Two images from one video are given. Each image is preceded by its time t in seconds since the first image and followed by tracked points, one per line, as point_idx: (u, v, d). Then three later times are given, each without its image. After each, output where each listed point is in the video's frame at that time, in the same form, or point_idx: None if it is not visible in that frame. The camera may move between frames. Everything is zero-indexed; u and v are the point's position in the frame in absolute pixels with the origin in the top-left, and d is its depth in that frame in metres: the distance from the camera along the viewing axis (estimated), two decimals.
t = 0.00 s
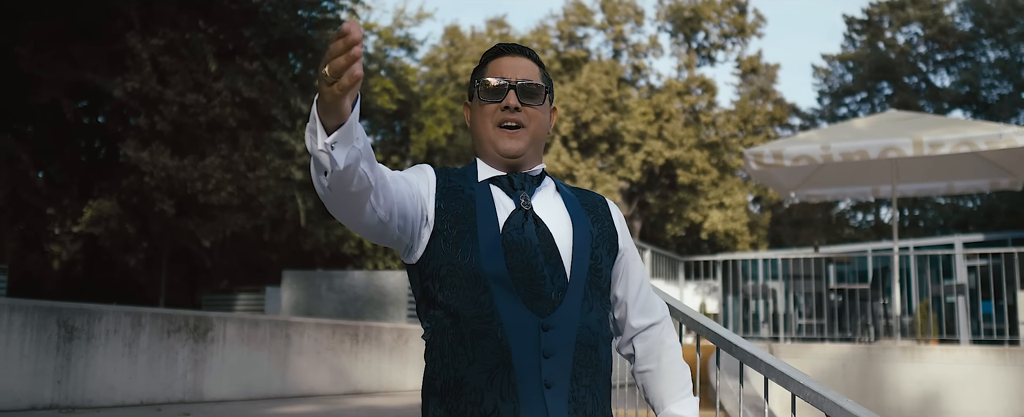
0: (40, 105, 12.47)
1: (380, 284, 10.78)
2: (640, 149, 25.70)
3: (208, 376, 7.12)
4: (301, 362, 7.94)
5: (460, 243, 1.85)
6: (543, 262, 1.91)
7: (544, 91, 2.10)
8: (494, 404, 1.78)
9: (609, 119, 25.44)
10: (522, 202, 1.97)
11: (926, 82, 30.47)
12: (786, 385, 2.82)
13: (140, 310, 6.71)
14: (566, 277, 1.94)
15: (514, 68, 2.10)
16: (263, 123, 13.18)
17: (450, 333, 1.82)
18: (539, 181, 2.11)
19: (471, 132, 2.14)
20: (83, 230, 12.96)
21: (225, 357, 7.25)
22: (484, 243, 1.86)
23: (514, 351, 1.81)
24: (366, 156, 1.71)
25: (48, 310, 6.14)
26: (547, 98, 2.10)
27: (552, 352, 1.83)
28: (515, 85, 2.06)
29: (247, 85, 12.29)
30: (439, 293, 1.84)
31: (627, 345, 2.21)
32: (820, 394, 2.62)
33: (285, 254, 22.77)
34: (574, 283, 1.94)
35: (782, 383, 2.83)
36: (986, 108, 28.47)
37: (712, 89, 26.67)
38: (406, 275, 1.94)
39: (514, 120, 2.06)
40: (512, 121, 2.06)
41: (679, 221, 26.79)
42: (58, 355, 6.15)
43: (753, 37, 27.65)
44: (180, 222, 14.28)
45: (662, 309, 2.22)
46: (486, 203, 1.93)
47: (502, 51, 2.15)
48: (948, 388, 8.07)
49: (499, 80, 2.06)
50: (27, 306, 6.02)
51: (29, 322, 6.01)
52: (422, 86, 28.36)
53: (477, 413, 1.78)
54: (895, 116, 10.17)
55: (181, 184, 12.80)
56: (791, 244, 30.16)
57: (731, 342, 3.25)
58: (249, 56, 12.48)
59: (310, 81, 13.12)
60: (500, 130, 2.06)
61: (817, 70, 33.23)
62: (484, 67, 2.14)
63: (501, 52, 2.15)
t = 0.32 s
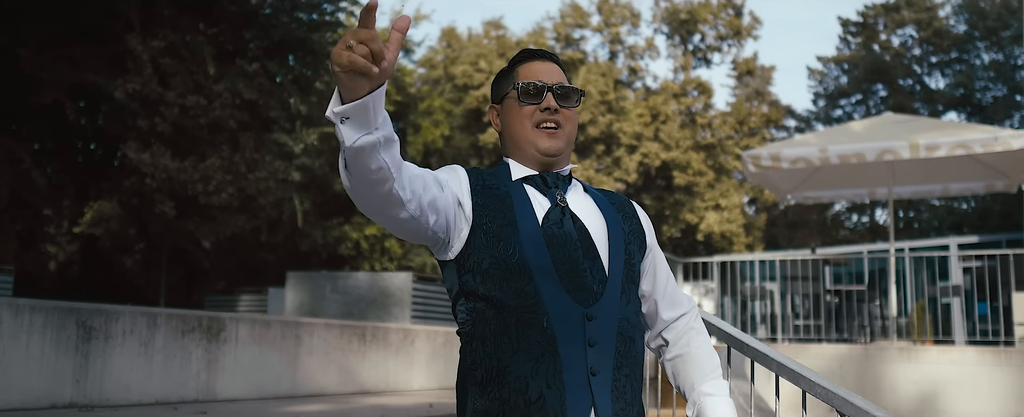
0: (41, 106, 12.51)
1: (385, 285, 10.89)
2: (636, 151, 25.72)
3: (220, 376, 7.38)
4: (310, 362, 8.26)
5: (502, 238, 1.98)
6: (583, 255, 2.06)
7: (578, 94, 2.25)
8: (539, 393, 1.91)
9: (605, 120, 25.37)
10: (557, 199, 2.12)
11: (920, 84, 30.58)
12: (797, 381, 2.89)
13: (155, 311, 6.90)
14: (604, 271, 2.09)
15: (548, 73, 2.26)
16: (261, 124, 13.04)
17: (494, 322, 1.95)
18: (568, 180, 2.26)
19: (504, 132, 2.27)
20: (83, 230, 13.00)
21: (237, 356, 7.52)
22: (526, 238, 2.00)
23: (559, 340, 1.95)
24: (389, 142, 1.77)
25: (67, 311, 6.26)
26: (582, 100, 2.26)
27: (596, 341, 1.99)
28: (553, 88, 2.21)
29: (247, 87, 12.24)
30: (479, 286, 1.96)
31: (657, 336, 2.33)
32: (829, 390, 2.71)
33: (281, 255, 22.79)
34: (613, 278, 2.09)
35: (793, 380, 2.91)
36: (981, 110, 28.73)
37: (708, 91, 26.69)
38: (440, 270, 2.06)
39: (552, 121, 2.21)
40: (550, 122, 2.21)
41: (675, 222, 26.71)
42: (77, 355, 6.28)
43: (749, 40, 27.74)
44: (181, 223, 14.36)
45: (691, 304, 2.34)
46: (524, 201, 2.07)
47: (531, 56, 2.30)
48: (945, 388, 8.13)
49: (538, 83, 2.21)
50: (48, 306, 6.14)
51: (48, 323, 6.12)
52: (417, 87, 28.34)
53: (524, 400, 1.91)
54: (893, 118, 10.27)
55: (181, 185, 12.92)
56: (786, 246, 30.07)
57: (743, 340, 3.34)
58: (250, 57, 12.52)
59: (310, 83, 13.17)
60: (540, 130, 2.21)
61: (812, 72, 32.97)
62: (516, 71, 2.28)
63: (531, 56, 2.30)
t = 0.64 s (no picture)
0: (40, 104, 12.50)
1: (387, 283, 10.92)
2: (632, 149, 25.75)
3: (231, 374, 7.32)
4: (318, 360, 8.22)
5: (492, 237, 1.86)
6: (578, 255, 1.93)
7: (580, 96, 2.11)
8: (537, 396, 1.78)
9: (602, 119, 25.39)
10: (551, 199, 1.99)
11: (915, 83, 30.70)
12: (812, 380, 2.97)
13: (167, 309, 6.82)
14: (600, 271, 1.97)
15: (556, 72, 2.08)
16: (262, 123, 13.06)
17: (488, 323, 1.81)
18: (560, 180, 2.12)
19: (507, 131, 2.06)
20: (83, 228, 13.14)
21: (247, 355, 7.47)
22: (517, 235, 1.87)
23: (557, 342, 1.82)
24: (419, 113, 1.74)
25: (82, 309, 6.18)
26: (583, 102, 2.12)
27: (595, 343, 1.86)
28: (566, 90, 2.04)
29: (247, 86, 12.27)
30: (469, 286, 1.83)
31: (647, 336, 2.21)
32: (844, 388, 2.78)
33: (277, 253, 22.80)
34: (608, 277, 1.97)
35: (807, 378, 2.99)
36: (975, 109, 28.87)
37: (705, 89, 26.74)
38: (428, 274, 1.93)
39: (565, 123, 2.05)
40: (562, 124, 2.04)
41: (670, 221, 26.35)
42: (92, 353, 6.22)
43: (745, 38, 27.84)
44: (181, 221, 14.39)
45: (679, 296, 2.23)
46: (513, 199, 1.94)
47: (530, 52, 2.10)
48: (943, 385, 8.19)
49: (556, 83, 2.03)
50: (63, 305, 6.04)
51: (64, 321, 6.04)
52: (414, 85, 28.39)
53: (521, 403, 1.78)
54: (890, 118, 10.32)
55: (181, 183, 12.97)
56: (781, 244, 29.99)
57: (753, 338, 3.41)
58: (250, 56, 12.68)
59: (308, 81, 13.22)
60: (554, 132, 2.04)
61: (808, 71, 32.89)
62: (519, 68, 2.05)
63: (530, 52, 2.10)
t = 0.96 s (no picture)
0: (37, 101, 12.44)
1: (387, 280, 10.78)
2: (629, 146, 25.82)
3: (237, 374, 7.28)
4: (323, 360, 8.17)
5: (487, 222, 1.47)
6: (571, 252, 1.59)
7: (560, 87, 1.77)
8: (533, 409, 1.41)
9: (599, 116, 25.43)
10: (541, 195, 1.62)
11: (911, 81, 30.65)
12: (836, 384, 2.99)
13: (173, 309, 6.79)
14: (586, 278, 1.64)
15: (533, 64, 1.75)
16: (260, 120, 13.02)
17: (482, 323, 1.42)
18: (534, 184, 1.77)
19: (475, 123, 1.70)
20: (81, 226, 13.32)
21: (253, 354, 7.44)
22: (517, 221, 1.49)
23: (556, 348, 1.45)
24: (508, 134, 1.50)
25: (89, 310, 6.16)
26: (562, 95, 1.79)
27: (588, 353, 1.53)
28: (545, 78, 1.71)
29: (245, 82, 12.18)
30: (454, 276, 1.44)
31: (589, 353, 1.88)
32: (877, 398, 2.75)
33: (273, 250, 22.73)
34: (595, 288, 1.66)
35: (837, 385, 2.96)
36: (971, 107, 28.92)
37: (701, 87, 26.68)
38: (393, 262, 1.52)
39: (539, 117, 1.70)
40: (535, 117, 1.70)
41: (667, 218, 26.82)
42: (98, 353, 6.18)
43: (742, 36, 27.84)
44: (179, 219, 14.39)
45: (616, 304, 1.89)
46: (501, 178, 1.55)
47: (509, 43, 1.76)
48: (945, 384, 8.16)
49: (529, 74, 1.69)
50: (70, 305, 6.02)
51: (70, 322, 6.02)
52: (411, 83, 28.32)
53: None
54: (889, 116, 10.33)
55: (179, 180, 13.06)
56: (778, 242, 30.02)
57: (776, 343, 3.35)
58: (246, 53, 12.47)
59: (306, 78, 12.96)
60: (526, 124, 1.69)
61: (804, 69, 33.32)
62: (494, 57, 1.72)
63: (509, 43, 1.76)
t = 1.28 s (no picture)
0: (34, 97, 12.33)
1: (392, 281, 10.72)
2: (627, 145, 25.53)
3: (243, 375, 7.22)
4: (329, 360, 8.10)
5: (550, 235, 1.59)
6: (616, 267, 1.74)
7: (571, 81, 1.86)
8: (594, 411, 1.54)
9: (596, 114, 25.08)
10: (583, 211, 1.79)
11: (908, 79, 30.63)
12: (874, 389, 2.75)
13: (178, 309, 6.72)
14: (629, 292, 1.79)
15: (543, 50, 1.83)
16: (258, 117, 12.95)
17: (547, 323, 1.52)
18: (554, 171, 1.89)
19: (489, 113, 1.80)
20: (79, 224, 13.26)
21: (259, 355, 7.37)
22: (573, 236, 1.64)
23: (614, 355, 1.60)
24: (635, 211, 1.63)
25: (93, 310, 6.08)
26: (573, 88, 1.86)
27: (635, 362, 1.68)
28: (554, 67, 1.79)
29: (244, 79, 12.05)
30: (524, 280, 1.53)
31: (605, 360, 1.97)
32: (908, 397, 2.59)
33: (270, 248, 22.70)
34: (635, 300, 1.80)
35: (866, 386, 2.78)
36: (967, 104, 29.08)
37: (700, 85, 26.82)
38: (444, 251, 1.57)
39: (549, 102, 1.78)
40: (545, 103, 1.78)
41: (665, 217, 26.82)
42: (102, 354, 6.12)
43: (739, 34, 27.82)
44: (178, 217, 14.34)
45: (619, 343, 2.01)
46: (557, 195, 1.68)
47: (524, 33, 1.86)
48: (950, 383, 8.05)
49: (538, 59, 1.77)
50: (72, 306, 5.94)
51: (75, 322, 5.95)
52: (407, 80, 28.23)
53: None
54: (892, 114, 10.27)
55: (178, 178, 13.05)
56: (775, 240, 30.02)
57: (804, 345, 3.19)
58: (246, 50, 12.30)
59: (304, 75, 12.87)
60: (533, 113, 1.77)
61: (800, 67, 33.29)
62: (504, 47, 1.81)
63: (523, 33, 1.86)
